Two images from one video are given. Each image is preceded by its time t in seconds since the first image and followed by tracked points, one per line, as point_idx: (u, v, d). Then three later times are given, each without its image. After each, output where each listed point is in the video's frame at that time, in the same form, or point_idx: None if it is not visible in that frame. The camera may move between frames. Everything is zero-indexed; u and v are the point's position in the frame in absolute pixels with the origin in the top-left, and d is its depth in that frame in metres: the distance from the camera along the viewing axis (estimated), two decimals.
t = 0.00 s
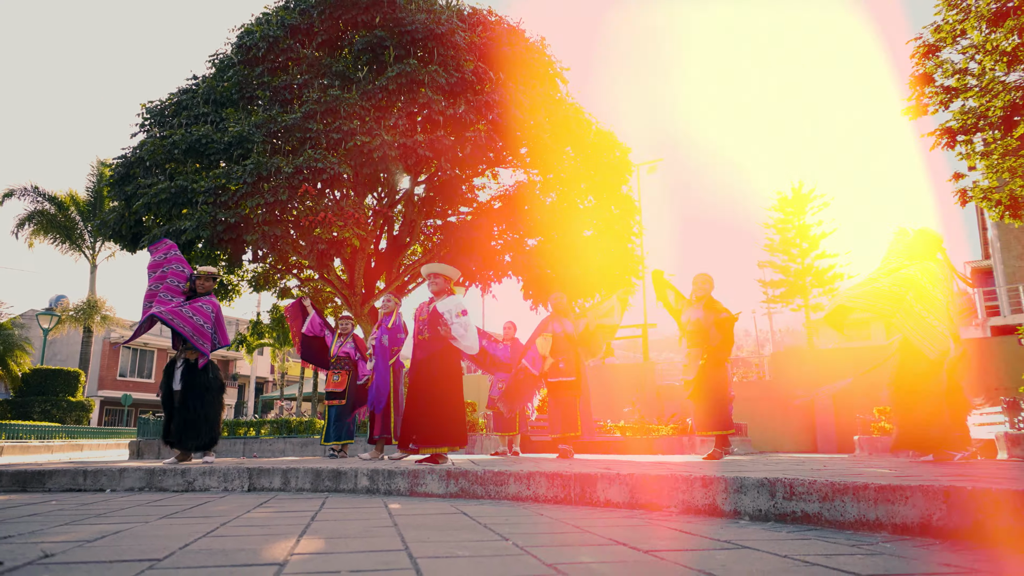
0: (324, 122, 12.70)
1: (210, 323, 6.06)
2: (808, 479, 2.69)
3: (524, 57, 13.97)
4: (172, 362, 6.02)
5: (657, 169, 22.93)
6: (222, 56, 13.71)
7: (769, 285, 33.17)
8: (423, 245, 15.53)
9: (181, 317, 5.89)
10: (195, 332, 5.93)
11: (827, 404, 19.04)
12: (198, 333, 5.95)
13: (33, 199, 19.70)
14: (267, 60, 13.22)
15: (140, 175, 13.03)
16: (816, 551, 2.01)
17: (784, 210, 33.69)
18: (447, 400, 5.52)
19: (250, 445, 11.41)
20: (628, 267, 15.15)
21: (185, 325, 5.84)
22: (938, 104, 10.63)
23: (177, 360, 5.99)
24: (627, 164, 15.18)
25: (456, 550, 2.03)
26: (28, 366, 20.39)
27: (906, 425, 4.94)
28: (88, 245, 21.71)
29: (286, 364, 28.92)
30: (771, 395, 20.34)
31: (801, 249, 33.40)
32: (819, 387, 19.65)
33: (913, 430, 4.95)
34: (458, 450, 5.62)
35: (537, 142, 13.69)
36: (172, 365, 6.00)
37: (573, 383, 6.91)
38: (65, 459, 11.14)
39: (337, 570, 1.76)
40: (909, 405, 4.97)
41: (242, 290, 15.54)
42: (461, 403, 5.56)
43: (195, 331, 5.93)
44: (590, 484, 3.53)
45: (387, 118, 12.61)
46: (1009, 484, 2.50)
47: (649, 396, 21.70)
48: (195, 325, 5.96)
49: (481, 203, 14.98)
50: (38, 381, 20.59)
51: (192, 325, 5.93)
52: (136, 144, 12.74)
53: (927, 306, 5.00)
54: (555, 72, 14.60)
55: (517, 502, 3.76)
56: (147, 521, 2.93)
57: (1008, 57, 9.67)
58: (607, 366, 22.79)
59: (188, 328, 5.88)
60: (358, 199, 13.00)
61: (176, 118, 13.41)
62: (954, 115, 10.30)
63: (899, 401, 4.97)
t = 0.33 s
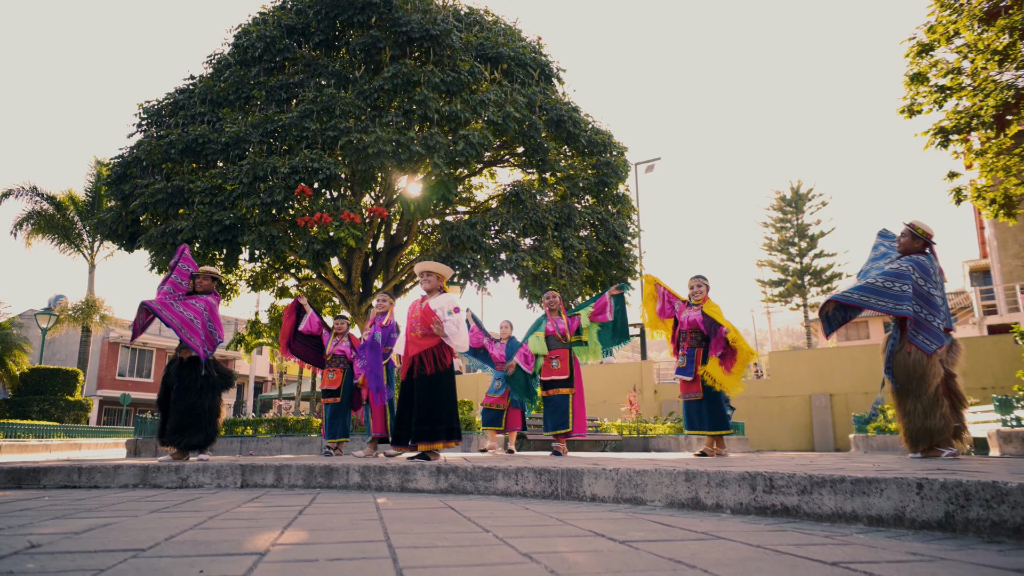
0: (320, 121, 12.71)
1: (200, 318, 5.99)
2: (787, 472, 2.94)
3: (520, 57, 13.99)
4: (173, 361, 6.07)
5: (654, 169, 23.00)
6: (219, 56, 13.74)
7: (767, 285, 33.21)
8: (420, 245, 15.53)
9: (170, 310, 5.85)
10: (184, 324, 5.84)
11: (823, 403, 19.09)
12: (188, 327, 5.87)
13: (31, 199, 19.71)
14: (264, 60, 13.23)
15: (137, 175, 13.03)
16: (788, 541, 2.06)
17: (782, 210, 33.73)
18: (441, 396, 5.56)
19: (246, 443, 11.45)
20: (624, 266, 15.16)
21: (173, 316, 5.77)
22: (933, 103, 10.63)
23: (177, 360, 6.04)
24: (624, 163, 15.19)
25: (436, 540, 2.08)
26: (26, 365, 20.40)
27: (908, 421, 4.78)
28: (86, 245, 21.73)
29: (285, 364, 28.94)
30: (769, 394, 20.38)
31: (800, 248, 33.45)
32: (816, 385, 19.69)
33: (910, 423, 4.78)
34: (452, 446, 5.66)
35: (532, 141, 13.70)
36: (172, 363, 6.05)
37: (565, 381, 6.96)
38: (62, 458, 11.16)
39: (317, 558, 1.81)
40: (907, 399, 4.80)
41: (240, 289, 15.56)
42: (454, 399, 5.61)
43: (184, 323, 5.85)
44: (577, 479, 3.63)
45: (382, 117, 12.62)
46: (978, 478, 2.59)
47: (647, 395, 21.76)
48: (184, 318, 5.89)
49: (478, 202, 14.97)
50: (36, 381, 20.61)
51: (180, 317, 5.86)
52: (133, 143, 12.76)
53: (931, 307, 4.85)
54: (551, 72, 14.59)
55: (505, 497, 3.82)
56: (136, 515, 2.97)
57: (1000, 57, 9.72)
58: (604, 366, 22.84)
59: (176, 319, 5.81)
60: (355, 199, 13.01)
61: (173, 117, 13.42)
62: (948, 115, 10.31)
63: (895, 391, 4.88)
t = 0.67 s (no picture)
0: (317, 121, 12.71)
1: (196, 316, 6.00)
2: (778, 469, 3.00)
3: (517, 57, 14.02)
4: (172, 359, 6.07)
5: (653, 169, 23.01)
6: (217, 55, 13.76)
7: (766, 285, 33.22)
8: (418, 244, 15.52)
9: (166, 306, 5.90)
10: (177, 321, 5.87)
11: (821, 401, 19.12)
12: (181, 324, 5.88)
13: (30, 198, 19.70)
14: (262, 60, 13.22)
15: (135, 174, 13.02)
16: (775, 535, 2.10)
17: (781, 209, 33.76)
18: (438, 394, 5.58)
19: (245, 442, 11.47)
20: (622, 265, 15.17)
21: (166, 312, 5.82)
22: (930, 102, 10.62)
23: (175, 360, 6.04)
24: (621, 162, 15.19)
25: (427, 534, 2.11)
26: (24, 365, 20.39)
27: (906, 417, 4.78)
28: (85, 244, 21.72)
29: (284, 363, 28.96)
30: (767, 393, 20.39)
31: (798, 247, 33.46)
32: (814, 384, 19.72)
33: (910, 420, 4.78)
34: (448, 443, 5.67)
35: (530, 140, 13.71)
36: (171, 362, 6.05)
37: (559, 380, 6.98)
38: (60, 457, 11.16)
39: (307, 551, 1.82)
40: (905, 396, 4.80)
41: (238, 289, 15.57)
42: (450, 397, 5.62)
43: (177, 320, 5.88)
44: (570, 475, 3.65)
45: (379, 115, 12.63)
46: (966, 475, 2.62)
47: (645, 394, 21.78)
48: (179, 315, 5.91)
49: (476, 202, 14.97)
50: (34, 380, 20.58)
51: (175, 314, 5.89)
52: (132, 143, 12.76)
53: (928, 305, 4.85)
54: (548, 71, 14.59)
55: (500, 494, 3.84)
56: (131, 511, 2.99)
57: (995, 56, 9.76)
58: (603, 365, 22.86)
59: (169, 315, 5.85)
60: (353, 198, 13.01)
61: (171, 117, 13.42)
62: (944, 115, 10.31)
63: (892, 389, 4.88)
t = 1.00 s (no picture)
0: (316, 120, 12.71)
1: (194, 318, 6.00)
2: (773, 466, 3.01)
3: (516, 56, 14.04)
4: (172, 360, 6.08)
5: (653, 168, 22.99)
6: (216, 54, 13.75)
7: (766, 284, 33.21)
8: (418, 243, 15.51)
9: (165, 308, 5.89)
10: (175, 323, 5.87)
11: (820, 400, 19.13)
12: (179, 326, 5.89)
13: (31, 198, 19.72)
14: (261, 59, 13.21)
15: (134, 173, 13.01)
16: (769, 532, 2.11)
17: (781, 208, 33.77)
18: (436, 392, 5.59)
19: (244, 442, 11.47)
20: (621, 264, 15.20)
21: (165, 314, 5.83)
22: (929, 101, 10.61)
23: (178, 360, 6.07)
24: (620, 161, 15.18)
25: (423, 531, 2.11)
26: (25, 364, 20.39)
27: (903, 416, 4.78)
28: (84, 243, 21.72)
29: (285, 362, 28.97)
30: (767, 392, 20.38)
31: (799, 246, 33.46)
32: (814, 383, 19.72)
33: (907, 419, 4.79)
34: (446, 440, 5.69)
35: (529, 138, 13.70)
36: (172, 362, 6.07)
37: (557, 378, 6.99)
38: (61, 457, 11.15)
39: (302, 548, 1.83)
40: (902, 395, 4.81)
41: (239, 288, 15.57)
42: (449, 395, 5.64)
43: (176, 322, 5.88)
44: (567, 473, 3.66)
45: (378, 114, 12.63)
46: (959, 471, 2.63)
47: (645, 394, 21.79)
48: (178, 316, 5.92)
49: (476, 201, 14.96)
50: (34, 379, 20.55)
51: (174, 316, 5.90)
52: (131, 142, 12.75)
53: (928, 303, 4.85)
54: (547, 70, 14.58)
55: (497, 492, 3.86)
56: (128, 509, 2.99)
57: (992, 55, 9.75)
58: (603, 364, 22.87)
59: (168, 318, 5.85)
60: (352, 197, 13.00)
61: (170, 116, 13.41)
62: (943, 114, 10.30)
63: (890, 388, 4.89)
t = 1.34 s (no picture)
0: (315, 120, 12.70)
1: (195, 320, 5.99)
2: (770, 466, 3.01)
3: (515, 55, 14.03)
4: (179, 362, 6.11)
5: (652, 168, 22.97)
6: (215, 54, 13.73)
7: (766, 284, 33.21)
8: (417, 243, 15.50)
9: (166, 312, 5.91)
10: (176, 327, 5.89)
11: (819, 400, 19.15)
12: (180, 329, 5.91)
13: (30, 197, 19.70)
14: (259, 58, 13.21)
15: (133, 173, 12.99)
16: (765, 532, 2.11)
17: (781, 208, 33.79)
18: (434, 391, 5.59)
19: (242, 442, 11.45)
20: (620, 263, 15.21)
21: (165, 318, 5.84)
22: (927, 100, 10.61)
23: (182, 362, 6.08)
24: (620, 160, 15.16)
25: (418, 530, 2.11)
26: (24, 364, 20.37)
27: (901, 416, 4.79)
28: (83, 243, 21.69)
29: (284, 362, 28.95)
30: (766, 391, 20.39)
31: (798, 246, 33.46)
32: (813, 383, 19.72)
33: (906, 419, 4.80)
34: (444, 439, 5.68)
35: (529, 137, 13.69)
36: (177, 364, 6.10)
37: (553, 379, 7.00)
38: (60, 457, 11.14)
39: (296, 548, 1.83)
40: (902, 395, 4.80)
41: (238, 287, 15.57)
42: (447, 393, 5.63)
43: (177, 326, 5.90)
44: (564, 473, 3.66)
45: (377, 113, 12.61)
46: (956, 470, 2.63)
47: (645, 393, 21.80)
48: (178, 320, 5.93)
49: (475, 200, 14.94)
50: (33, 379, 20.45)
51: (175, 320, 5.91)
52: (130, 141, 12.72)
53: (927, 302, 4.86)
54: (546, 69, 14.56)
55: (495, 491, 3.86)
56: (124, 508, 2.99)
57: (990, 55, 9.74)
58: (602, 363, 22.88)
59: (169, 322, 5.87)
60: (351, 196, 12.99)
61: (169, 115, 13.39)
62: (942, 113, 10.29)
63: (889, 387, 4.89)
